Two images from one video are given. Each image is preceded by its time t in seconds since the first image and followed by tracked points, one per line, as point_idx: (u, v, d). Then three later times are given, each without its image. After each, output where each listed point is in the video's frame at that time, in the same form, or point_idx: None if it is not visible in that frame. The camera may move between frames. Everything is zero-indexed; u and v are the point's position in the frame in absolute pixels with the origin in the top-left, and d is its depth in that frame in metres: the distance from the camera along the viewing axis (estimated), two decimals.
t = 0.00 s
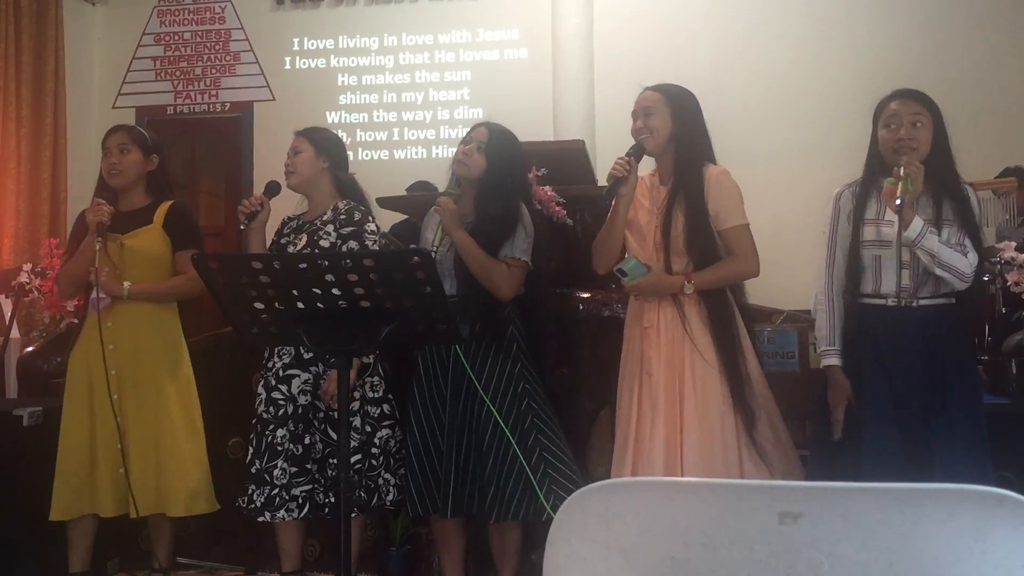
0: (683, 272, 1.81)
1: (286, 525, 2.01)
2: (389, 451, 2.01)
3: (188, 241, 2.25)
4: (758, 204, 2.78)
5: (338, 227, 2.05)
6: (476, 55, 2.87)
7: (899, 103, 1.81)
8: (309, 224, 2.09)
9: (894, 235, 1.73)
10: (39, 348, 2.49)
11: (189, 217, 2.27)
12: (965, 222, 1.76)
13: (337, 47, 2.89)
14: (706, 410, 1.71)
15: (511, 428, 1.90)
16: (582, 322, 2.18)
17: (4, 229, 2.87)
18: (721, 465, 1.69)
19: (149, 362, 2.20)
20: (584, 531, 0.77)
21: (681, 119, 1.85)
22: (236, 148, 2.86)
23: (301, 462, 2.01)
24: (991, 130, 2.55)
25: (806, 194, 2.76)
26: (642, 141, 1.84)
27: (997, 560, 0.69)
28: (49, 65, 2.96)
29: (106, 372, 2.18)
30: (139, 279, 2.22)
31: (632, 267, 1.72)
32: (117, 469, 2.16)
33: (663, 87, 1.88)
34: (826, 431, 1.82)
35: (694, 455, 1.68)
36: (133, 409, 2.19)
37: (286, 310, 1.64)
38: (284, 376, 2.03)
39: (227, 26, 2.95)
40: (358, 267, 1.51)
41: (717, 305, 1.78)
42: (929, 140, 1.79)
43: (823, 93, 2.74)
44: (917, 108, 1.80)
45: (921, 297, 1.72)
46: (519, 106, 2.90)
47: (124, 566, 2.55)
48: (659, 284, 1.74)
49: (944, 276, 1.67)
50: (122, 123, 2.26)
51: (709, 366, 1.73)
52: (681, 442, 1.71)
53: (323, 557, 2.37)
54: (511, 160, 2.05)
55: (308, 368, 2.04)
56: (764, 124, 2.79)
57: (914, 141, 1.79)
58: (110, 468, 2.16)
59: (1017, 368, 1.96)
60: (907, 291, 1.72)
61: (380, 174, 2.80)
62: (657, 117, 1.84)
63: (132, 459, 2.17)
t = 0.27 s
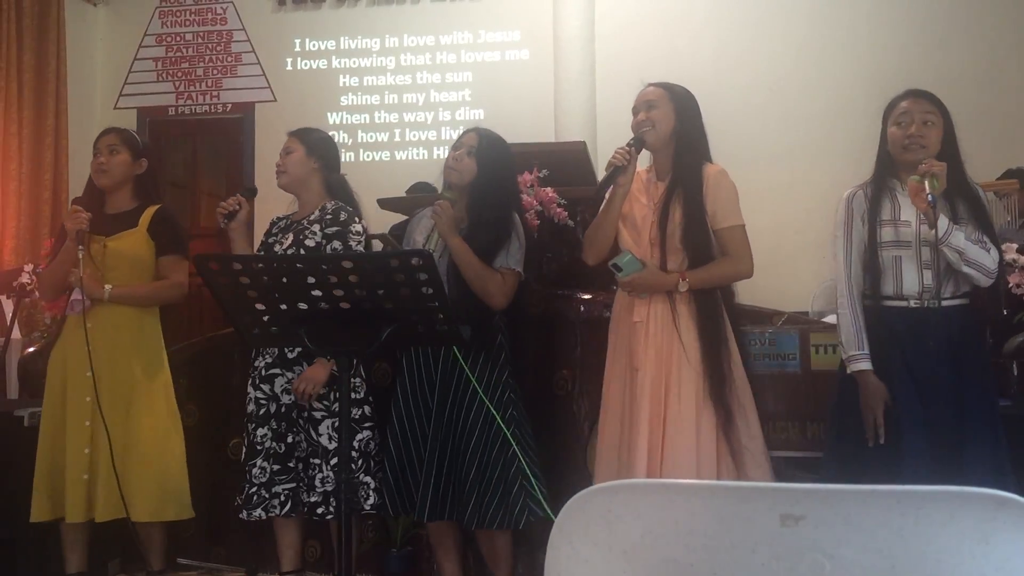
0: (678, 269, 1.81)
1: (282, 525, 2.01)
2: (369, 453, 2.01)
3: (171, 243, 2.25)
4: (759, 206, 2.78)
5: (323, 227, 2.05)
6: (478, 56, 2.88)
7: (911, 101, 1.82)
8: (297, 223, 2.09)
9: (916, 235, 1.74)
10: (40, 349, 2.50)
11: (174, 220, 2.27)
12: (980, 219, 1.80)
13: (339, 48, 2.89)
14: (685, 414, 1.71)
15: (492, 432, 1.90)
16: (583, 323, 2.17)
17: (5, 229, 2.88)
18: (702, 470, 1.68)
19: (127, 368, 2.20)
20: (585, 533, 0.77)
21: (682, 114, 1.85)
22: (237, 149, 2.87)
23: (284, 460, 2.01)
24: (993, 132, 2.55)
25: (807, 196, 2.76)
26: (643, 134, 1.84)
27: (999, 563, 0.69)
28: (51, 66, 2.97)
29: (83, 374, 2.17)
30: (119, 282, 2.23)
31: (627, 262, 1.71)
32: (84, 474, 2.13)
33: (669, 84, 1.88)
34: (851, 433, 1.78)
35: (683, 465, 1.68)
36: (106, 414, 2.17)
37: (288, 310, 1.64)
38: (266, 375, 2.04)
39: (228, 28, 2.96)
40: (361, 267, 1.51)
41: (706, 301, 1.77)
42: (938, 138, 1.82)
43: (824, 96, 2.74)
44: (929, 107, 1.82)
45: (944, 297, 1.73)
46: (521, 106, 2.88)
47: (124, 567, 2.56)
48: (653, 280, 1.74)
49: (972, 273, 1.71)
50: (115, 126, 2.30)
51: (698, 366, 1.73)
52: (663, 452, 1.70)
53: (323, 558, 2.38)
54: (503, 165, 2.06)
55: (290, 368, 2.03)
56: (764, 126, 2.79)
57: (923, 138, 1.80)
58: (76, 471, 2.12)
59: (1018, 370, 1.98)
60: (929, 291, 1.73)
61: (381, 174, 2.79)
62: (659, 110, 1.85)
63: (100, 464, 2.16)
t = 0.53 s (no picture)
0: (683, 272, 1.81)
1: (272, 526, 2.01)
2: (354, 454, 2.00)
3: (171, 247, 2.26)
4: (758, 207, 2.80)
5: (320, 229, 2.05)
6: (478, 56, 2.87)
7: (914, 102, 1.81)
8: (291, 224, 2.10)
9: (921, 235, 1.75)
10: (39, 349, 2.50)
11: (171, 222, 2.27)
12: (985, 219, 1.79)
13: (339, 49, 2.88)
14: (676, 413, 1.71)
15: (482, 436, 1.91)
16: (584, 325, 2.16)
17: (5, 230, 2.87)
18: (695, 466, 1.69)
19: (119, 373, 2.20)
20: (585, 533, 0.77)
21: (687, 115, 1.86)
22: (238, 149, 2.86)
23: (271, 459, 2.03)
24: (993, 132, 2.55)
25: (807, 196, 2.77)
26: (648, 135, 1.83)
27: (999, 564, 0.69)
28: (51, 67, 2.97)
29: (75, 376, 2.17)
30: (117, 283, 2.24)
31: (640, 258, 1.71)
32: (58, 476, 2.13)
33: (672, 85, 1.89)
34: (863, 426, 1.77)
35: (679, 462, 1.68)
36: (91, 418, 2.17)
37: (287, 311, 1.64)
38: (259, 374, 2.03)
39: (229, 28, 2.95)
40: (361, 268, 1.51)
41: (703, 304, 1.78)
42: (941, 138, 1.80)
43: (824, 96, 2.75)
44: (932, 108, 1.81)
45: (953, 297, 1.72)
46: (520, 106, 2.89)
47: (124, 567, 2.55)
48: (664, 281, 1.72)
49: (978, 272, 1.70)
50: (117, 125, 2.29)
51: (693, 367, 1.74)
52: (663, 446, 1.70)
53: (323, 558, 2.37)
54: (495, 165, 2.05)
55: (284, 368, 2.03)
56: (763, 127, 2.80)
57: (926, 139, 1.79)
58: (51, 473, 2.12)
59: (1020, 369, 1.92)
60: (937, 291, 1.72)
61: (379, 176, 2.81)
62: (665, 111, 1.85)
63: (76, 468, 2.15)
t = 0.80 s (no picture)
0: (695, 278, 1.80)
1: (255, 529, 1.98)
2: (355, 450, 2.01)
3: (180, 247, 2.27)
4: (758, 206, 2.81)
5: (328, 232, 2.06)
6: (478, 56, 2.86)
7: (908, 104, 1.82)
8: (292, 224, 2.09)
9: (908, 237, 1.76)
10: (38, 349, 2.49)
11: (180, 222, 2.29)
12: (978, 222, 1.76)
13: (338, 48, 2.88)
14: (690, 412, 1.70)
15: (489, 432, 1.91)
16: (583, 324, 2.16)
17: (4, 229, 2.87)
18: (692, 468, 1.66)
19: (139, 370, 2.21)
20: (584, 532, 0.77)
21: (694, 120, 1.86)
22: (238, 151, 2.86)
23: (278, 460, 2.00)
24: (993, 130, 2.55)
25: (806, 195, 2.77)
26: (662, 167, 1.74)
27: (998, 562, 0.69)
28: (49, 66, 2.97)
29: (96, 375, 2.16)
30: (132, 282, 2.22)
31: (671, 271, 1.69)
32: (86, 475, 2.12)
33: (676, 85, 1.88)
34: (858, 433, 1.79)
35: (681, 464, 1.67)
36: (115, 415, 2.18)
37: (287, 311, 1.63)
38: (270, 375, 2.02)
39: (228, 27, 2.95)
40: (361, 267, 1.51)
41: (706, 313, 1.80)
42: (934, 139, 1.80)
43: (823, 96, 2.75)
44: (925, 111, 1.81)
45: (939, 299, 1.72)
46: (519, 105, 2.89)
47: (124, 567, 2.55)
48: (685, 291, 1.72)
49: (956, 277, 1.69)
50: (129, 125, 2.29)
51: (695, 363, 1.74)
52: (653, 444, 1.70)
53: (323, 557, 2.38)
54: (492, 161, 2.06)
55: (294, 368, 2.02)
56: (762, 126, 2.80)
57: (915, 141, 1.79)
58: (79, 473, 2.11)
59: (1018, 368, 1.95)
60: (923, 292, 1.73)
61: (381, 179, 2.82)
62: (678, 114, 1.83)
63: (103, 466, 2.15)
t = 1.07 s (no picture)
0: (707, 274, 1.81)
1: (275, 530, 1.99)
2: (363, 445, 1.97)
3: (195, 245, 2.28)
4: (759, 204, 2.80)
5: (340, 232, 2.08)
6: (476, 55, 2.87)
7: (903, 102, 1.82)
8: (301, 224, 2.09)
9: (898, 234, 1.75)
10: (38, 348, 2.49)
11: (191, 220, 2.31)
12: (970, 220, 1.73)
13: (337, 47, 2.89)
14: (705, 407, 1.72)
15: (504, 432, 1.91)
16: (584, 323, 2.14)
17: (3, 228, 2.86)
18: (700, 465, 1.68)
19: (165, 365, 2.20)
20: (584, 530, 0.77)
21: (695, 117, 1.86)
22: (236, 150, 2.85)
23: (294, 460, 2.01)
24: (992, 129, 2.55)
25: (806, 193, 2.77)
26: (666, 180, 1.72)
27: (999, 560, 0.69)
28: (48, 65, 2.96)
29: (124, 374, 2.17)
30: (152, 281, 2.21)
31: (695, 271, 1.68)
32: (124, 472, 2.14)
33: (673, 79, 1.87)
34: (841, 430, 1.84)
35: (700, 461, 1.69)
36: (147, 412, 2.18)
37: (286, 310, 1.64)
38: (288, 374, 2.03)
39: (227, 26, 2.95)
40: (360, 267, 1.51)
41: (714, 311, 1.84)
42: (927, 137, 1.79)
43: (823, 94, 2.75)
44: (920, 107, 1.80)
45: (928, 297, 1.71)
46: (519, 104, 2.89)
47: (123, 566, 2.55)
48: (702, 290, 1.74)
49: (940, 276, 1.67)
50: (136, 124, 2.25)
51: (708, 360, 1.76)
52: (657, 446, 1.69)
53: (323, 556, 2.37)
54: (496, 156, 2.06)
55: (311, 368, 2.04)
56: (762, 124, 2.80)
57: (910, 137, 1.79)
58: (117, 471, 2.13)
59: (1018, 366, 1.95)
60: (913, 290, 1.72)
61: (382, 175, 2.79)
62: (680, 108, 1.83)
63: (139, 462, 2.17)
